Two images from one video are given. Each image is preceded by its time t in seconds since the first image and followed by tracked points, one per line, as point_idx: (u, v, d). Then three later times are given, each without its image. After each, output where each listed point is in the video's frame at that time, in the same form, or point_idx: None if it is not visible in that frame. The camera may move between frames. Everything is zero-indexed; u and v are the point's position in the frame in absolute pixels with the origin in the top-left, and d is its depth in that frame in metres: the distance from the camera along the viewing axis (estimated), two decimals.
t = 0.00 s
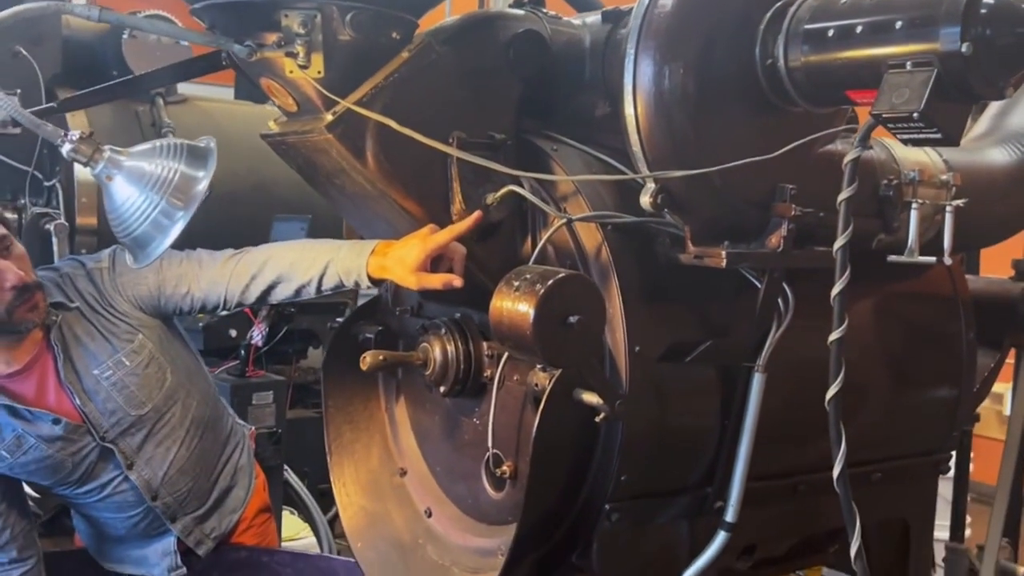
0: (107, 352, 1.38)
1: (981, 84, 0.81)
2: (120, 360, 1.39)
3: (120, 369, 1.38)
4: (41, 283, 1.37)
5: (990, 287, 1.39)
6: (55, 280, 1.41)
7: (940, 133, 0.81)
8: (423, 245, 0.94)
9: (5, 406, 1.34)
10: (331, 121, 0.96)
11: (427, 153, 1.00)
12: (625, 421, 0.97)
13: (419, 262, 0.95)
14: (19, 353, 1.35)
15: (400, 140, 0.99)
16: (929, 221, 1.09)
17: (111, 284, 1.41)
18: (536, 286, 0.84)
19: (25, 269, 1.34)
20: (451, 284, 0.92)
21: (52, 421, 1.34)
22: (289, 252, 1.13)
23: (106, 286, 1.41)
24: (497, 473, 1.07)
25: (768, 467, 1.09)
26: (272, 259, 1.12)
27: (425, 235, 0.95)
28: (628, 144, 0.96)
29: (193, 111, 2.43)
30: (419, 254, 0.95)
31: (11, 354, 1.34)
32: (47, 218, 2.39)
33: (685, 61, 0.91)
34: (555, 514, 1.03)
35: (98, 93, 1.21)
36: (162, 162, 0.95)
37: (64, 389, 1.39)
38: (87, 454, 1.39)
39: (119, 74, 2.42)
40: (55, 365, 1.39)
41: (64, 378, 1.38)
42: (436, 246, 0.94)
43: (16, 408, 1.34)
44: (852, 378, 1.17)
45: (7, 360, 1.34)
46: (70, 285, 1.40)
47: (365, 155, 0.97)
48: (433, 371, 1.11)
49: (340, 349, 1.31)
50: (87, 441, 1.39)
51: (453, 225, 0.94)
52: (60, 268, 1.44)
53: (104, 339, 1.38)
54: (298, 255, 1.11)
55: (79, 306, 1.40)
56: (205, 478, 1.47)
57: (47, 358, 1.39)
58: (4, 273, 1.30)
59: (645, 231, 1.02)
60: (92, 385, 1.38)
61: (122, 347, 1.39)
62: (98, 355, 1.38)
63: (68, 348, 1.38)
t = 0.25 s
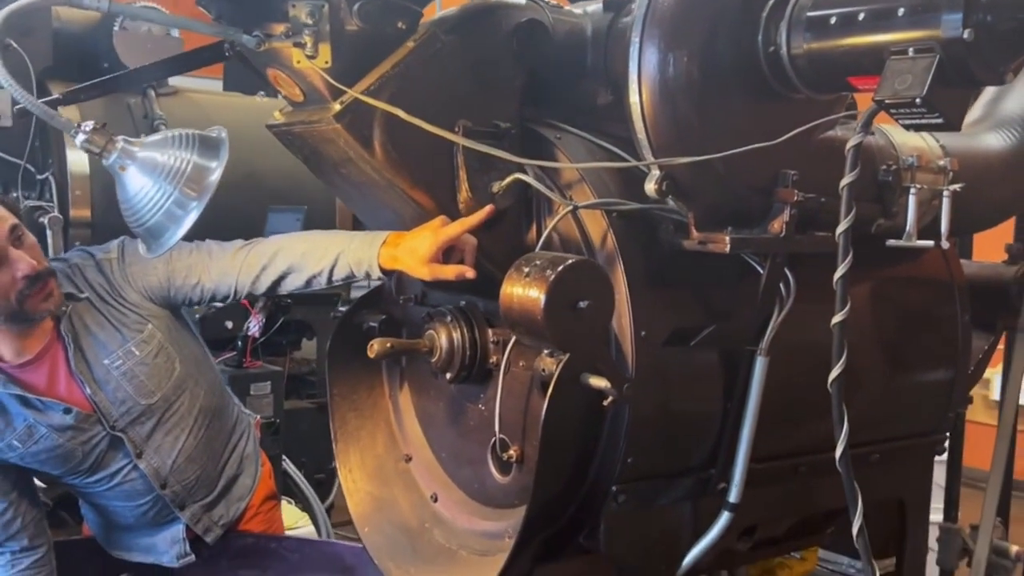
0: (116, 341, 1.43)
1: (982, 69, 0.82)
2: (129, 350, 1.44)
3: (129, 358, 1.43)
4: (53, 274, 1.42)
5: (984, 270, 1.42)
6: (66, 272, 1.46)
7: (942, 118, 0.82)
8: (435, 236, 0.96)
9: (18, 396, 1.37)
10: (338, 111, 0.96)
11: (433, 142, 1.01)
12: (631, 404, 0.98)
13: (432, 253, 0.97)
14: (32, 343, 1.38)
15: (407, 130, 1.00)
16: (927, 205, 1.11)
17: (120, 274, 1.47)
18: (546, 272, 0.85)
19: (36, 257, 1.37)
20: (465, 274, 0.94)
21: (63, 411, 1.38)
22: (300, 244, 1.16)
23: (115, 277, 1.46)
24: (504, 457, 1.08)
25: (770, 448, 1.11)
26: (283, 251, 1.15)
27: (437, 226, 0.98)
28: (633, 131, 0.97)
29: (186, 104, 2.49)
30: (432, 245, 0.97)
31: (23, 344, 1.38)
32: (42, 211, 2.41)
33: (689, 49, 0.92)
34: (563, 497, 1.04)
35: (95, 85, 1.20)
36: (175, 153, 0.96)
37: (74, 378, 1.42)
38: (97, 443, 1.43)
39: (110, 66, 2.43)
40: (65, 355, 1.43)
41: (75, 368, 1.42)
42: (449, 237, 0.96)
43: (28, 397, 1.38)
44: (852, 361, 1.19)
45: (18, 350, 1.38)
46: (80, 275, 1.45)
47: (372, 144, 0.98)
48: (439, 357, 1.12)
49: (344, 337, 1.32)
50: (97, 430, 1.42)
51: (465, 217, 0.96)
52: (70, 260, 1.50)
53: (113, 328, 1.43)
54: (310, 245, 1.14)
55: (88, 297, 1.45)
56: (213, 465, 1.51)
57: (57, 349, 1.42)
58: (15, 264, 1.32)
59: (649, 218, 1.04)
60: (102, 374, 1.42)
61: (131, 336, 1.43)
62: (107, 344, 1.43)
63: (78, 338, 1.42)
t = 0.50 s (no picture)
0: (123, 331, 1.49)
1: (982, 57, 0.84)
2: (137, 340, 1.50)
3: (136, 348, 1.49)
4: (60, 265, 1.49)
5: (977, 257, 1.44)
6: (73, 264, 1.53)
7: (943, 105, 0.84)
8: (445, 225, 0.98)
9: (25, 386, 1.43)
10: (346, 101, 0.97)
11: (439, 131, 1.03)
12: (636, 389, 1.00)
13: (441, 243, 0.99)
14: (39, 333, 1.45)
15: (414, 119, 1.01)
16: (924, 192, 1.13)
17: (126, 264, 1.53)
18: (555, 258, 0.87)
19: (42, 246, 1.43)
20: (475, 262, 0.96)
21: (71, 401, 1.44)
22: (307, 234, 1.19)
23: (121, 267, 1.52)
24: (509, 443, 1.10)
25: (770, 432, 1.13)
26: (290, 241, 1.17)
27: (446, 217, 0.99)
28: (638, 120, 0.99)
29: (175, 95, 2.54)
30: (441, 234, 0.98)
31: (31, 334, 1.44)
32: (34, 203, 2.41)
33: (693, 39, 0.93)
34: (569, 481, 1.06)
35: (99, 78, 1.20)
36: (187, 143, 1.00)
37: (82, 368, 1.48)
38: (105, 431, 1.48)
39: (100, 58, 2.43)
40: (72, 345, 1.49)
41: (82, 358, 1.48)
42: (459, 227, 0.97)
43: (35, 388, 1.43)
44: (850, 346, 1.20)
45: (27, 340, 1.44)
46: (87, 266, 1.51)
47: (379, 134, 0.99)
48: (443, 345, 1.13)
49: (346, 327, 1.33)
50: (104, 419, 1.48)
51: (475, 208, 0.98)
52: (77, 251, 1.56)
53: (119, 319, 1.49)
54: (317, 237, 1.16)
55: (95, 287, 1.52)
56: (217, 455, 1.59)
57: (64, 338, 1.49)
58: (24, 254, 1.38)
59: (652, 206, 1.05)
60: (109, 364, 1.48)
61: (137, 326, 1.50)
62: (114, 334, 1.49)
63: (85, 328, 1.48)
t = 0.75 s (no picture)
0: (130, 320, 1.57)
1: (979, 44, 0.86)
2: (142, 328, 1.57)
3: (142, 336, 1.57)
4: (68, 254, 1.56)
5: (970, 243, 1.46)
6: (80, 252, 1.60)
7: (941, 92, 0.86)
8: (449, 212, 1.00)
9: (33, 374, 1.50)
10: (352, 90, 0.98)
11: (443, 120, 1.04)
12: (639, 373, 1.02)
13: (445, 230, 1.01)
14: (47, 322, 1.53)
15: (419, 108, 1.02)
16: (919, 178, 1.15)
17: (132, 253, 1.61)
18: (561, 244, 0.88)
19: (49, 236, 1.50)
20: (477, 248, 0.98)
21: (78, 388, 1.50)
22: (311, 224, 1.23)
23: (128, 256, 1.60)
24: (513, 427, 1.11)
25: (769, 414, 1.15)
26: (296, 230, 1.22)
27: (450, 204, 1.02)
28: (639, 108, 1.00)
29: (167, 86, 2.54)
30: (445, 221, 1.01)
31: (40, 323, 1.52)
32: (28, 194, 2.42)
33: (695, 27, 0.94)
34: (572, 464, 1.08)
35: (105, 68, 1.21)
36: (198, 132, 1.02)
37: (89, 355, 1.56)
38: (112, 419, 1.56)
39: (93, 49, 2.43)
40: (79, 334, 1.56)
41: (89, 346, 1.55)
42: (463, 213, 1.00)
43: (43, 375, 1.50)
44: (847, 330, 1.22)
45: (35, 328, 1.52)
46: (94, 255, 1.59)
47: (385, 122, 1.00)
48: (447, 331, 1.15)
49: (348, 314, 1.35)
50: (111, 407, 1.55)
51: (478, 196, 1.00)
52: (83, 240, 1.64)
53: (126, 307, 1.57)
54: (322, 225, 1.20)
55: (101, 274, 1.59)
56: (221, 440, 1.67)
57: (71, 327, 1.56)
58: (32, 243, 1.45)
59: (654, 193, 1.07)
60: (116, 351, 1.56)
61: (143, 314, 1.57)
62: (121, 322, 1.56)
63: (93, 316, 1.56)
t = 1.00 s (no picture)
0: (136, 309, 1.61)
1: (974, 36, 0.87)
2: (148, 317, 1.61)
3: (148, 325, 1.61)
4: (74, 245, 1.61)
5: (965, 231, 1.48)
6: (87, 243, 1.65)
7: (937, 82, 0.87)
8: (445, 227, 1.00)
9: (42, 364, 1.53)
10: (358, 82, 0.99)
11: (446, 112, 1.05)
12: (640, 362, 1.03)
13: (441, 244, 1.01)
14: (54, 312, 1.57)
15: (422, 99, 1.03)
16: (916, 167, 1.16)
17: (139, 244, 1.66)
18: (565, 234, 0.90)
19: (56, 227, 1.54)
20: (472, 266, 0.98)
21: (86, 377, 1.54)
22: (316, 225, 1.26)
23: (135, 247, 1.65)
24: (515, 415, 1.13)
25: (768, 400, 1.16)
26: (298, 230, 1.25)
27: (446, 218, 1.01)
28: (641, 99, 1.02)
29: (164, 77, 2.54)
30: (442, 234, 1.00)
31: (47, 314, 1.56)
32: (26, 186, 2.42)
33: (695, 19, 0.96)
34: (575, 451, 1.09)
35: (111, 61, 1.23)
36: (206, 125, 1.06)
37: (96, 344, 1.60)
38: (119, 407, 1.59)
39: (89, 40, 2.43)
40: (86, 323, 1.60)
41: (96, 334, 1.59)
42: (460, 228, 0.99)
43: (51, 365, 1.54)
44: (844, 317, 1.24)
45: (42, 318, 1.56)
46: (100, 245, 1.64)
47: (389, 115, 1.02)
48: (450, 320, 1.16)
49: (351, 304, 1.36)
50: (118, 395, 1.59)
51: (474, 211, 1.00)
52: (90, 232, 1.69)
53: (132, 297, 1.61)
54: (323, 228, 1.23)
55: (108, 265, 1.64)
56: (227, 427, 1.70)
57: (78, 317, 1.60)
58: (39, 233, 1.49)
59: (653, 182, 1.08)
60: (123, 340, 1.60)
61: (149, 304, 1.61)
62: (127, 311, 1.61)
63: (99, 306, 1.60)
